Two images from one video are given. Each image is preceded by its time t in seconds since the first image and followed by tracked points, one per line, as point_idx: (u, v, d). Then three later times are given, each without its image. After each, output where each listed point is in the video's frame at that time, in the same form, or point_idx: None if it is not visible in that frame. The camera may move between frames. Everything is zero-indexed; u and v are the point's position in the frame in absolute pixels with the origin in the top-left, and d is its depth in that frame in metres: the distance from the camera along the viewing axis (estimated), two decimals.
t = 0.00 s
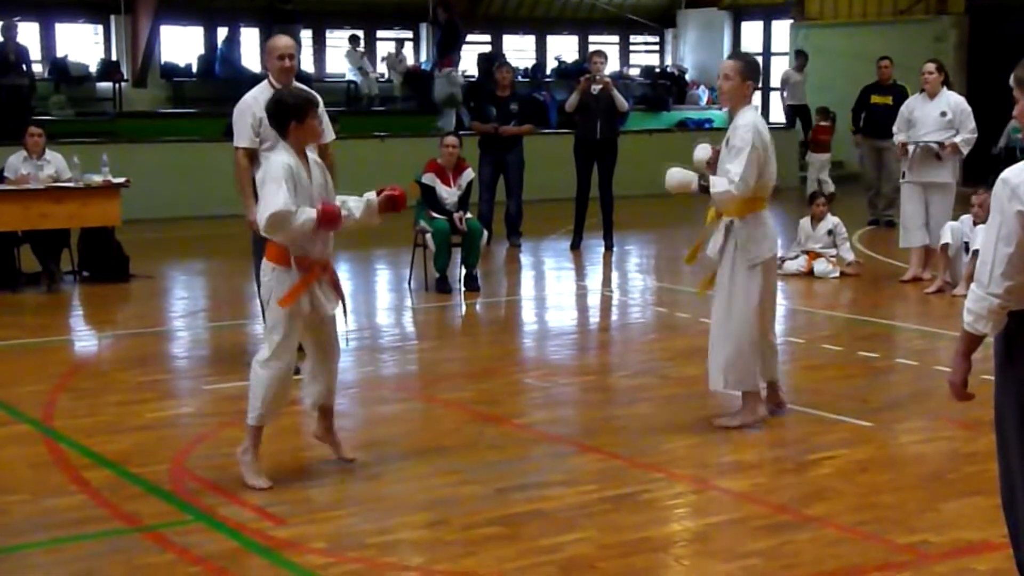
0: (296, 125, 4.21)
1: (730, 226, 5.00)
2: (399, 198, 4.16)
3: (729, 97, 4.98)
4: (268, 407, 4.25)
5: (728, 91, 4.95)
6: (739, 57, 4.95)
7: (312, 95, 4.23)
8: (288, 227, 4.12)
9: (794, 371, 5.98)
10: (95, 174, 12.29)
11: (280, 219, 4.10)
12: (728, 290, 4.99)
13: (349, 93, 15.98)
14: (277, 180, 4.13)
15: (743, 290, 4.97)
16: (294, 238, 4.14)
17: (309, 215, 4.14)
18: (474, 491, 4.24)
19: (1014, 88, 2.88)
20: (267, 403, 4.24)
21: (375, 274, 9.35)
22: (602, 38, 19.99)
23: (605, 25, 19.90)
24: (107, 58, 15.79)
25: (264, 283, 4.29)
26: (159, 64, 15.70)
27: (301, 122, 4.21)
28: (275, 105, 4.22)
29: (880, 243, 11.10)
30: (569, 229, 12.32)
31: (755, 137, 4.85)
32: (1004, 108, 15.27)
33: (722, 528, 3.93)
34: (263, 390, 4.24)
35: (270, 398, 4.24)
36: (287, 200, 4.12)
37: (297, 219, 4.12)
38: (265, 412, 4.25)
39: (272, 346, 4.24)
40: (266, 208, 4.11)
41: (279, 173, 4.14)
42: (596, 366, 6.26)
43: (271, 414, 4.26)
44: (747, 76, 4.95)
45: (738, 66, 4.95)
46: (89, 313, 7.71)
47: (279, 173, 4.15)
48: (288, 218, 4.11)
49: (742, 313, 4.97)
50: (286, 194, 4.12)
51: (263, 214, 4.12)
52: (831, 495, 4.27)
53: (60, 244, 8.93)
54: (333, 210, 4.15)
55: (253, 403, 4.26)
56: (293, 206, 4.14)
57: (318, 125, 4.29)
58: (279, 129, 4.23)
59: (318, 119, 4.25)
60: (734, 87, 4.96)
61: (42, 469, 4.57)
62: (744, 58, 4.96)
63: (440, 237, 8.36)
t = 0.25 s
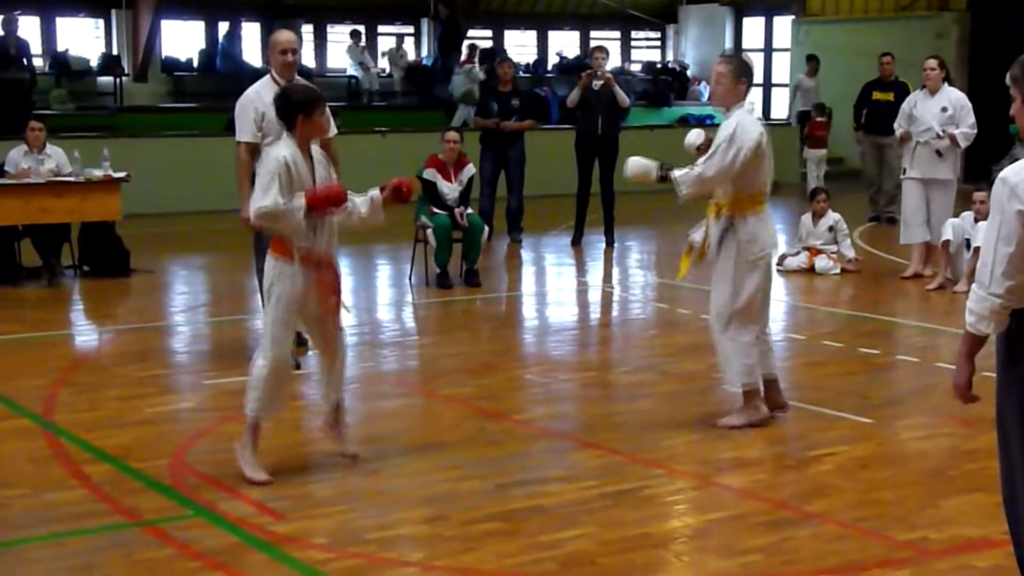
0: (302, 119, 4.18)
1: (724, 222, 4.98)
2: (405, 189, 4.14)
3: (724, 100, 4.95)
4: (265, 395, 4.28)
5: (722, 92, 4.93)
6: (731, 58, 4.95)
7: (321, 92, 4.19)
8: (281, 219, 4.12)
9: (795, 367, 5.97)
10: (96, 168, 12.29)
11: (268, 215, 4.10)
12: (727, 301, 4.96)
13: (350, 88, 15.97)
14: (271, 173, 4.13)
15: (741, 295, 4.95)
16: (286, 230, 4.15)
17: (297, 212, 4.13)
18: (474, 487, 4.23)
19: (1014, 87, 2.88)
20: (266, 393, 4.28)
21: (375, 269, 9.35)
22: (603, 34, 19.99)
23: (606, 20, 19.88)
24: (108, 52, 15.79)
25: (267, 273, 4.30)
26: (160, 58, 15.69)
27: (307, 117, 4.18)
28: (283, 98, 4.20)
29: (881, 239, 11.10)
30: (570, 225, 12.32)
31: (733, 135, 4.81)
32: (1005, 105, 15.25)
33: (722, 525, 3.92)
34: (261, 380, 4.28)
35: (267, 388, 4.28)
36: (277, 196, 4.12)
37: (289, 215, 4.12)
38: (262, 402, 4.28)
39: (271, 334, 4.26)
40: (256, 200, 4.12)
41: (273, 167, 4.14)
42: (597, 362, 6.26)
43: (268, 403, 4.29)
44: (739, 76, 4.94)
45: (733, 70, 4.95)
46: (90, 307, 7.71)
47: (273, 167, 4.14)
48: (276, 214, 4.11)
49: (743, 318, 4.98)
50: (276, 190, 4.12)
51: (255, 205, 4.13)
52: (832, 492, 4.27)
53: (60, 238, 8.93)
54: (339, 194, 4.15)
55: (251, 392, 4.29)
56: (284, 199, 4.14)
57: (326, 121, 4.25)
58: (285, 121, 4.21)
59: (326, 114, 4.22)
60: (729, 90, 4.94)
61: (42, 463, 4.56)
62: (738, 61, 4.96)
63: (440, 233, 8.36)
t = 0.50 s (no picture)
0: (300, 149, 4.18)
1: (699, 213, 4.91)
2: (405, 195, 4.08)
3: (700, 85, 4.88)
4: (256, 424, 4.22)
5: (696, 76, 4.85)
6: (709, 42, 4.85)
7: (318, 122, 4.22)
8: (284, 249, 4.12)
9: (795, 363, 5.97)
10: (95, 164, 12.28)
11: (268, 250, 4.10)
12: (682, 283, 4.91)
13: (350, 84, 15.97)
14: (270, 205, 4.10)
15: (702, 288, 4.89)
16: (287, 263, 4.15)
17: (297, 244, 4.14)
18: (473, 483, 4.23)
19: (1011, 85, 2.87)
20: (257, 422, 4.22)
21: (374, 265, 9.35)
22: (603, 30, 19.99)
23: (606, 16, 19.87)
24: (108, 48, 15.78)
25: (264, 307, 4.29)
26: (160, 54, 15.67)
27: (304, 146, 4.19)
28: (280, 129, 4.20)
29: (880, 236, 11.10)
30: (569, 221, 12.32)
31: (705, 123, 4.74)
32: (1005, 102, 15.25)
33: (722, 522, 3.93)
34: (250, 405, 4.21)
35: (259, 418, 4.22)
36: (277, 231, 4.10)
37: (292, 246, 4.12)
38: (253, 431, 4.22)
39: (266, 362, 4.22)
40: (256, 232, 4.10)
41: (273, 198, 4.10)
42: (596, 358, 6.26)
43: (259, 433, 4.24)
44: (715, 61, 4.86)
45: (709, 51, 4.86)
46: (89, 303, 7.71)
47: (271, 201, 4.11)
48: (274, 248, 4.10)
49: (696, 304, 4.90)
50: (276, 225, 4.10)
51: (255, 237, 4.11)
52: (831, 489, 4.27)
53: (60, 234, 8.93)
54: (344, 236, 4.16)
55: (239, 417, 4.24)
56: (285, 231, 4.13)
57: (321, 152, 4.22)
58: (282, 150, 4.20)
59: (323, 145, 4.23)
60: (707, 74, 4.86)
61: (43, 459, 4.56)
62: (716, 43, 4.87)
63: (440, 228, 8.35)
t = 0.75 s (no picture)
0: (270, 126, 4.12)
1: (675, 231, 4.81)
2: (378, 164, 4.11)
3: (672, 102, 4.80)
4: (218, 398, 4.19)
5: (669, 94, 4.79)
6: (685, 59, 4.77)
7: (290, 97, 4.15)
8: (253, 224, 4.08)
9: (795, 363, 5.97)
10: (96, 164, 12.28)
11: (240, 223, 4.05)
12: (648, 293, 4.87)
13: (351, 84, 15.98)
14: (241, 180, 4.05)
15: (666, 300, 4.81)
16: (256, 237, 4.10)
17: (266, 218, 4.10)
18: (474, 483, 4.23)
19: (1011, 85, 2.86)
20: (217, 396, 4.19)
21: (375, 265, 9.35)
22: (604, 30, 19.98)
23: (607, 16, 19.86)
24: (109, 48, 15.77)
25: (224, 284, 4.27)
26: (161, 54, 15.67)
27: (275, 123, 4.12)
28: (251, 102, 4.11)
29: (881, 236, 11.10)
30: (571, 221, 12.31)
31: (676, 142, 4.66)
32: (1006, 102, 15.24)
33: (723, 521, 3.93)
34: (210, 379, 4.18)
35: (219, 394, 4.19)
36: (248, 205, 4.06)
37: (262, 221, 4.09)
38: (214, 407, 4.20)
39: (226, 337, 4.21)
40: (226, 207, 4.05)
41: (244, 174, 4.05)
42: (597, 358, 6.26)
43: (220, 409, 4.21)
44: (689, 80, 4.78)
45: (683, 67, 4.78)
46: (89, 302, 7.71)
47: (241, 174, 4.05)
48: (247, 222, 4.05)
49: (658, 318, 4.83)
50: (247, 199, 4.05)
51: (225, 213, 4.05)
52: (832, 489, 4.27)
53: (61, 233, 8.93)
54: (304, 201, 4.24)
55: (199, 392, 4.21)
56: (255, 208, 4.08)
57: (291, 126, 4.18)
58: (252, 126, 4.13)
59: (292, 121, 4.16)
60: (680, 93, 4.79)
61: (43, 459, 4.57)
62: (688, 61, 4.78)
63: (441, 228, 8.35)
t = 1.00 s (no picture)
0: (276, 131, 4.19)
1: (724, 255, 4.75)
2: (393, 170, 4.11)
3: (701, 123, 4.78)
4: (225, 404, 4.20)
5: (697, 115, 4.76)
6: (708, 81, 4.74)
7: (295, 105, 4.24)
8: (259, 225, 4.09)
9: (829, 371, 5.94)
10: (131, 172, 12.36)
11: (246, 224, 4.06)
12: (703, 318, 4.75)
13: (384, 92, 16.02)
14: (248, 181, 4.09)
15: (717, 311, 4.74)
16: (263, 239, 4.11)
17: (275, 220, 4.10)
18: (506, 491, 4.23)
19: None
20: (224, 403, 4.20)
21: (407, 273, 9.37)
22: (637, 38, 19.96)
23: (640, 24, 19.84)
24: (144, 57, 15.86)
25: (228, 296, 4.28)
26: (195, 63, 15.75)
27: (280, 129, 4.20)
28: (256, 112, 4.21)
29: (915, 243, 11.04)
30: (603, 229, 12.30)
31: (736, 167, 4.61)
32: None
33: (756, 530, 3.92)
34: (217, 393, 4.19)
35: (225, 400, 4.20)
36: (254, 206, 4.08)
37: (268, 221, 4.09)
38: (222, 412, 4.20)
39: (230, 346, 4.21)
40: (233, 209, 4.07)
41: (250, 176, 4.10)
42: (629, 366, 6.25)
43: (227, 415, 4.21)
44: (715, 99, 4.76)
45: (711, 88, 4.74)
46: (124, 310, 7.76)
47: (249, 177, 4.10)
48: (254, 223, 4.07)
49: (712, 338, 4.76)
50: (254, 201, 4.08)
51: (232, 215, 4.07)
52: (867, 498, 4.25)
53: (96, 241, 8.99)
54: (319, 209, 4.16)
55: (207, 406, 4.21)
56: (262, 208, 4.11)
57: (297, 133, 4.24)
58: (258, 133, 4.21)
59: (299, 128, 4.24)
60: (708, 114, 4.77)
61: (79, 464, 4.60)
62: (715, 81, 4.75)
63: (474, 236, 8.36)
